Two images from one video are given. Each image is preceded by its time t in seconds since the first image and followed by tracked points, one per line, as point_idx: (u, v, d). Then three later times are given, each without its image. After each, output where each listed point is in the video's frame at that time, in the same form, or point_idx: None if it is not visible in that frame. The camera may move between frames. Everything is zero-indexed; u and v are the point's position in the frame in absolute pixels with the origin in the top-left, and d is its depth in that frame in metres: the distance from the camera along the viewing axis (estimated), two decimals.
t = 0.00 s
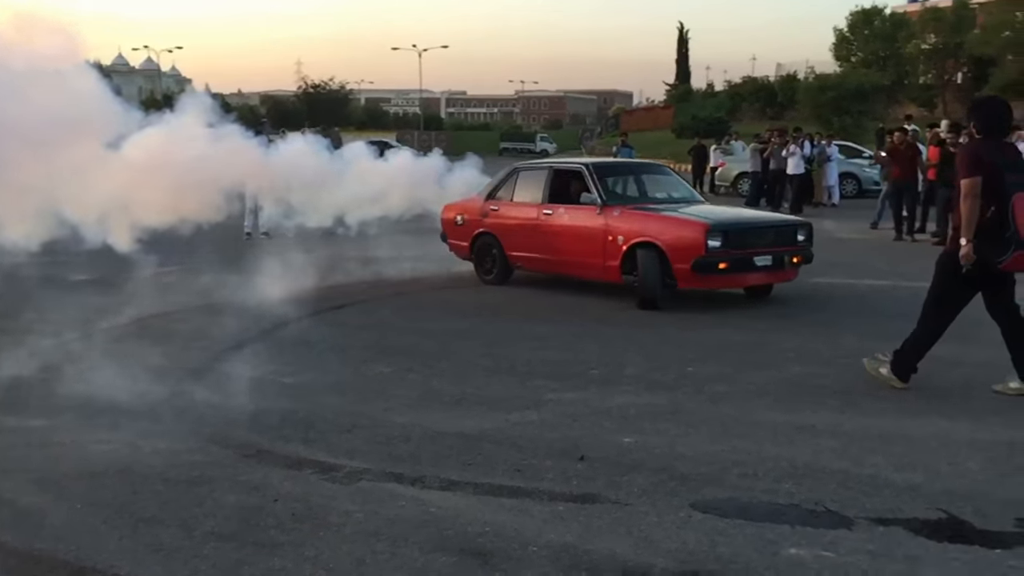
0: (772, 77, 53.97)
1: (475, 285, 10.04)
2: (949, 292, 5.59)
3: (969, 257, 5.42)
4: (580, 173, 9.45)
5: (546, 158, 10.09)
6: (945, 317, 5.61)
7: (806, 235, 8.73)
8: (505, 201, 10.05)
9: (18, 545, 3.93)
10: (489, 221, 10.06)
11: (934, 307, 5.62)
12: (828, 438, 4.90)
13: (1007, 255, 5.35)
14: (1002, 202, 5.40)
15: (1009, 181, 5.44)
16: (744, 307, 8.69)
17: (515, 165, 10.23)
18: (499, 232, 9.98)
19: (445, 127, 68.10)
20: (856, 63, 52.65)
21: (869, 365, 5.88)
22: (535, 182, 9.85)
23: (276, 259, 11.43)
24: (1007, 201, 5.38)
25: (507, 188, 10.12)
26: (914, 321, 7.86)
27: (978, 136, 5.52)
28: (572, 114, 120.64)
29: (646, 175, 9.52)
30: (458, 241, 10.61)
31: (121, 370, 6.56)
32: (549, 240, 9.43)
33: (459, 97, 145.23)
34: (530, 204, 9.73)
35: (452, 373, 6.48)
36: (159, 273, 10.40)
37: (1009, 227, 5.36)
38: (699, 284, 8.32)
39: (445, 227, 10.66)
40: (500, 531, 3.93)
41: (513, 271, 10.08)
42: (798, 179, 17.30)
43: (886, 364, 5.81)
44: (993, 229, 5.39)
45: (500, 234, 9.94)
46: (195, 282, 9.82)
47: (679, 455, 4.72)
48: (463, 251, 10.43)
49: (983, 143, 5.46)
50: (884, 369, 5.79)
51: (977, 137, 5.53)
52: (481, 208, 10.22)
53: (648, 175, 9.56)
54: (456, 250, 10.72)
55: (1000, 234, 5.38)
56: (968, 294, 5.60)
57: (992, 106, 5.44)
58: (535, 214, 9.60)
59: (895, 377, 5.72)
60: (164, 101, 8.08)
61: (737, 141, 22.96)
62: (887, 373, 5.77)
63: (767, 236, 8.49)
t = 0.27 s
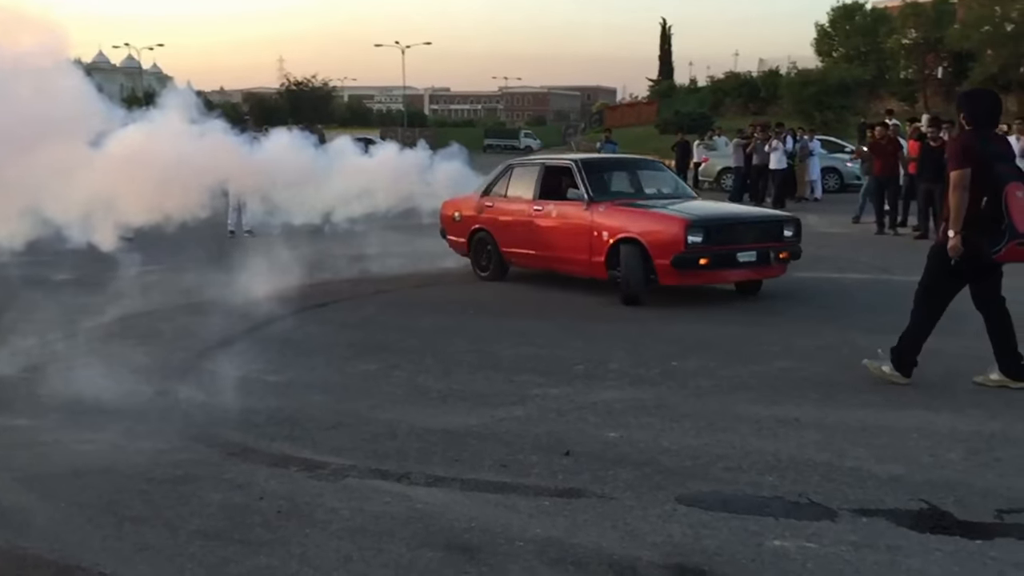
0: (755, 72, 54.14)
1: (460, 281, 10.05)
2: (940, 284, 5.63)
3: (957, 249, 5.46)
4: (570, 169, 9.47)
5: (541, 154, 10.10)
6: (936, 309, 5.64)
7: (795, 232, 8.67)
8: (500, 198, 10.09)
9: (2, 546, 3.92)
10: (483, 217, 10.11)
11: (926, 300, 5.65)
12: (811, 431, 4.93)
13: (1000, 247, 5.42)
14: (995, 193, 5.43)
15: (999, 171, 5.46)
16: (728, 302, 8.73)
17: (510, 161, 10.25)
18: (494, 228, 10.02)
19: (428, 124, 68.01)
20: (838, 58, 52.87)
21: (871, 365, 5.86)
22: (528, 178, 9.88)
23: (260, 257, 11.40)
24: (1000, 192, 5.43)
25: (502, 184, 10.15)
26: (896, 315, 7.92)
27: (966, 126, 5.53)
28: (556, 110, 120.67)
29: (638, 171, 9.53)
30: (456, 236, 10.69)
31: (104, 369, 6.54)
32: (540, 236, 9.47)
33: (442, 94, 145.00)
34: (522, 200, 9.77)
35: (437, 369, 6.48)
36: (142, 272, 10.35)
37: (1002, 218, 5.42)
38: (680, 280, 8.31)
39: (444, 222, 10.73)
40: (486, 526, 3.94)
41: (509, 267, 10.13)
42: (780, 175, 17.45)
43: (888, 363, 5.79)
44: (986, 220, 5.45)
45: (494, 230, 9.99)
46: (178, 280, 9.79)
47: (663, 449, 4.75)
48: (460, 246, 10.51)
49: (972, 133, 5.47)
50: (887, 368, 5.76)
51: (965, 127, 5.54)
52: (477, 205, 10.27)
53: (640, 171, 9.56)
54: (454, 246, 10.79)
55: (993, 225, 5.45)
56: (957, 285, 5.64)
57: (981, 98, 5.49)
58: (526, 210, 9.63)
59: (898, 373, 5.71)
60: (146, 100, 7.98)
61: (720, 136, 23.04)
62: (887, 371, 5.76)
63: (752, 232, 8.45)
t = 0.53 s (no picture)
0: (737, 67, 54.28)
1: (444, 277, 10.03)
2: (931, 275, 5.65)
3: (944, 241, 5.49)
4: (559, 164, 9.47)
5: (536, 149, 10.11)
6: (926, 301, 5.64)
7: (781, 226, 8.63)
8: (494, 193, 10.11)
9: None
10: (478, 213, 10.15)
11: (917, 291, 5.65)
12: (795, 424, 4.96)
13: (992, 237, 5.50)
14: (987, 183, 5.48)
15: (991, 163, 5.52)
16: (711, 297, 8.76)
17: (504, 157, 10.25)
18: (487, 223, 10.06)
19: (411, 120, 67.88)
20: (819, 53, 53.08)
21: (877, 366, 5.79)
22: (519, 174, 9.89)
23: (243, 254, 11.35)
24: (992, 182, 5.47)
25: (496, 179, 10.15)
26: (878, 308, 7.96)
27: (958, 118, 5.58)
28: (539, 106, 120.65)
29: (630, 167, 9.52)
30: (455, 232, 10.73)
31: (85, 369, 6.50)
32: (529, 232, 9.48)
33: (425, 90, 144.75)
34: (513, 196, 9.79)
35: (422, 366, 6.47)
36: (123, 270, 10.29)
37: (995, 208, 5.48)
38: (660, 275, 8.30)
39: (444, 217, 10.78)
40: (471, 523, 3.94)
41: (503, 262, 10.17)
42: (761, 168, 17.59)
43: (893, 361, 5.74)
44: (980, 210, 5.48)
45: (488, 226, 10.02)
46: (160, 278, 9.73)
47: (647, 444, 4.76)
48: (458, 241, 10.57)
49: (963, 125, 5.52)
50: (893, 366, 5.71)
51: (957, 119, 5.59)
52: (473, 200, 10.31)
53: (632, 166, 9.56)
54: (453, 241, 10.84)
55: (986, 215, 5.50)
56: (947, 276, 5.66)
57: (969, 89, 5.52)
58: (517, 206, 9.65)
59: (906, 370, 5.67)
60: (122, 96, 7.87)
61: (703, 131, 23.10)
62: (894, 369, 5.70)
63: (735, 227, 8.43)
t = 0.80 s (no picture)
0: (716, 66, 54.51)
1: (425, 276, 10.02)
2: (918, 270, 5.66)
3: (922, 236, 5.53)
4: (545, 162, 9.50)
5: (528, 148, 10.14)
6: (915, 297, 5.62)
7: (764, 224, 8.57)
8: (485, 191, 10.14)
9: None
10: (470, 211, 10.20)
11: (906, 287, 5.65)
12: (775, 419, 4.99)
13: (980, 232, 5.48)
14: (975, 177, 5.47)
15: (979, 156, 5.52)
16: (692, 294, 8.80)
17: (496, 155, 10.28)
18: (478, 222, 10.10)
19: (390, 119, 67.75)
20: (797, 51, 53.37)
21: (880, 367, 5.74)
22: (509, 173, 9.93)
23: (222, 254, 11.30)
24: (980, 176, 5.47)
25: (487, 178, 10.18)
26: (858, 304, 8.01)
27: (944, 112, 5.60)
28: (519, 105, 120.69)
29: (618, 165, 9.53)
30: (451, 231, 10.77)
31: (63, 371, 6.45)
32: (516, 230, 9.50)
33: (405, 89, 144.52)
34: (501, 195, 9.82)
35: (403, 365, 6.47)
36: (101, 271, 10.22)
37: (982, 201, 5.47)
38: (637, 273, 8.28)
39: (439, 216, 10.83)
40: (454, 521, 3.94)
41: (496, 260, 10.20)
42: (741, 167, 17.71)
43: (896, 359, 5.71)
44: (966, 205, 5.49)
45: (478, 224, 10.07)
46: (138, 279, 9.67)
47: (629, 441, 4.78)
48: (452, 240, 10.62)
49: (947, 120, 5.53)
50: (897, 364, 5.68)
51: (943, 113, 5.61)
52: (466, 198, 10.35)
53: (620, 165, 9.56)
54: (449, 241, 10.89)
55: (973, 208, 5.49)
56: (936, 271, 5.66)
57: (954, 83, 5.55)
58: (504, 204, 9.68)
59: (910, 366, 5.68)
60: (103, 95, 7.66)
61: (682, 129, 23.16)
62: (898, 366, 5.67)
63: (715, 225, 8.38)
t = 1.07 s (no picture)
0: (697, 60, 54.64)
1: (410, 273, 10.03)
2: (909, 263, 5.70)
3: (904, 228, 5.63)
4: (533, 158, 9.53)
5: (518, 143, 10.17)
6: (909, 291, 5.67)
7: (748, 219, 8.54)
8: (479, 187, 10.19)
9: None
10: (464, 207, 10.25)
11: (900, 282, 5.70)
12: (758, 412, 5.03)
13: (969, 223, 5.56)
14: (965, 169, 5.54)
15: (967, 148, 5.57)
16: (676, 289, 8.84)
17: (489, 152, 10.31)
18: (471, 218, 10.14)
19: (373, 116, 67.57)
20: (778, 45, 53.55)
21: (888, 362, 5.70)
22: (501, 168, 9.97)
23: (206, 252, 11.26)
24: (970, 167, 5.54)
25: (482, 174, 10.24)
26: (840, 296, 8.07)
27: (931, 104, 5.65)
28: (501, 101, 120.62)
29: (608, 161, 9.53)
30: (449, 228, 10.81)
31: (46, 373, 6.42)
32: (504, 225, 9.54)
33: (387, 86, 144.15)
34: (493, 191, 9.87)
35: (389, 362, 6.48)
36: (83, 271, 10.17)
37: (973, 193, 5.55)
38: (616, 268, 8.28)
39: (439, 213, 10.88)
40: (441, 517, 3.96)
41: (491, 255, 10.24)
42: (724, 161, 17.59)
43: (904, 352, 5.69)
44: (956, 196, 5.56)
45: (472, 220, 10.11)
46: (121, 279, 9.63)
47: (614, 435, 4.81)
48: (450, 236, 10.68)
49: (936, 112, 5.59)
50: (905, 358, 5.66)
51: (931, 106, 5.66)
52: (461, 194, 10.40)
53: (610, 160, 9.56)
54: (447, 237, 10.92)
55: (964, 200, 5.57)
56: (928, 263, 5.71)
57: (941, 75, 5.63)
58: (495, 199, 9.72)
59: (920, 357, 5.65)
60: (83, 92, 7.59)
61: (664, 124, 23.22)
62: (907, 360, 5.65)
63: (697, 221, 8.36)
